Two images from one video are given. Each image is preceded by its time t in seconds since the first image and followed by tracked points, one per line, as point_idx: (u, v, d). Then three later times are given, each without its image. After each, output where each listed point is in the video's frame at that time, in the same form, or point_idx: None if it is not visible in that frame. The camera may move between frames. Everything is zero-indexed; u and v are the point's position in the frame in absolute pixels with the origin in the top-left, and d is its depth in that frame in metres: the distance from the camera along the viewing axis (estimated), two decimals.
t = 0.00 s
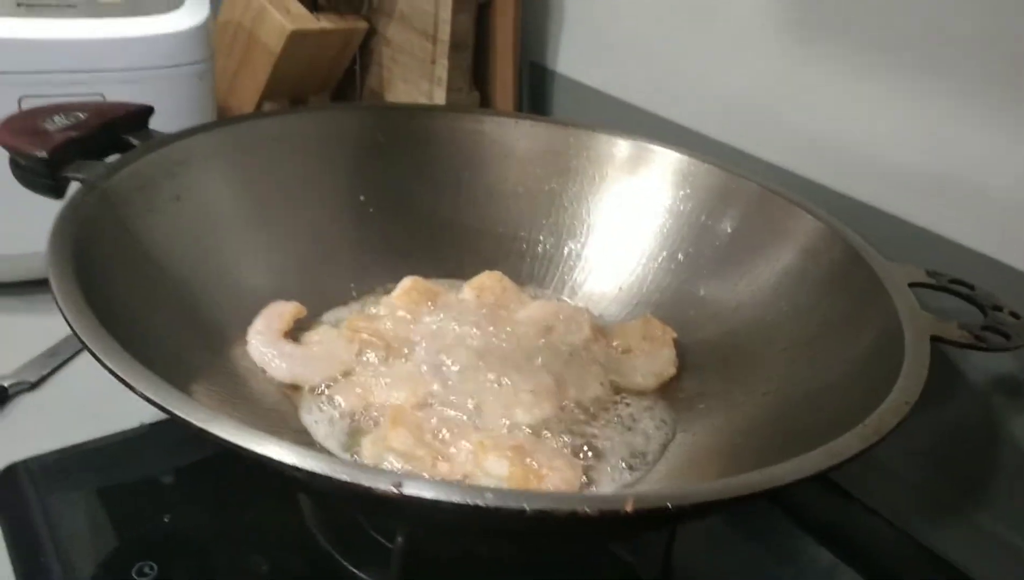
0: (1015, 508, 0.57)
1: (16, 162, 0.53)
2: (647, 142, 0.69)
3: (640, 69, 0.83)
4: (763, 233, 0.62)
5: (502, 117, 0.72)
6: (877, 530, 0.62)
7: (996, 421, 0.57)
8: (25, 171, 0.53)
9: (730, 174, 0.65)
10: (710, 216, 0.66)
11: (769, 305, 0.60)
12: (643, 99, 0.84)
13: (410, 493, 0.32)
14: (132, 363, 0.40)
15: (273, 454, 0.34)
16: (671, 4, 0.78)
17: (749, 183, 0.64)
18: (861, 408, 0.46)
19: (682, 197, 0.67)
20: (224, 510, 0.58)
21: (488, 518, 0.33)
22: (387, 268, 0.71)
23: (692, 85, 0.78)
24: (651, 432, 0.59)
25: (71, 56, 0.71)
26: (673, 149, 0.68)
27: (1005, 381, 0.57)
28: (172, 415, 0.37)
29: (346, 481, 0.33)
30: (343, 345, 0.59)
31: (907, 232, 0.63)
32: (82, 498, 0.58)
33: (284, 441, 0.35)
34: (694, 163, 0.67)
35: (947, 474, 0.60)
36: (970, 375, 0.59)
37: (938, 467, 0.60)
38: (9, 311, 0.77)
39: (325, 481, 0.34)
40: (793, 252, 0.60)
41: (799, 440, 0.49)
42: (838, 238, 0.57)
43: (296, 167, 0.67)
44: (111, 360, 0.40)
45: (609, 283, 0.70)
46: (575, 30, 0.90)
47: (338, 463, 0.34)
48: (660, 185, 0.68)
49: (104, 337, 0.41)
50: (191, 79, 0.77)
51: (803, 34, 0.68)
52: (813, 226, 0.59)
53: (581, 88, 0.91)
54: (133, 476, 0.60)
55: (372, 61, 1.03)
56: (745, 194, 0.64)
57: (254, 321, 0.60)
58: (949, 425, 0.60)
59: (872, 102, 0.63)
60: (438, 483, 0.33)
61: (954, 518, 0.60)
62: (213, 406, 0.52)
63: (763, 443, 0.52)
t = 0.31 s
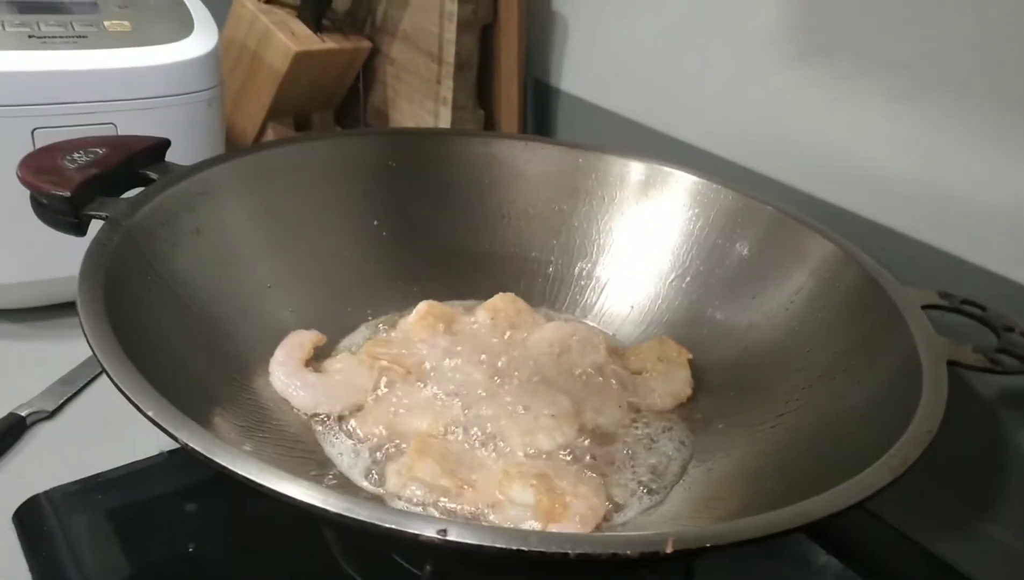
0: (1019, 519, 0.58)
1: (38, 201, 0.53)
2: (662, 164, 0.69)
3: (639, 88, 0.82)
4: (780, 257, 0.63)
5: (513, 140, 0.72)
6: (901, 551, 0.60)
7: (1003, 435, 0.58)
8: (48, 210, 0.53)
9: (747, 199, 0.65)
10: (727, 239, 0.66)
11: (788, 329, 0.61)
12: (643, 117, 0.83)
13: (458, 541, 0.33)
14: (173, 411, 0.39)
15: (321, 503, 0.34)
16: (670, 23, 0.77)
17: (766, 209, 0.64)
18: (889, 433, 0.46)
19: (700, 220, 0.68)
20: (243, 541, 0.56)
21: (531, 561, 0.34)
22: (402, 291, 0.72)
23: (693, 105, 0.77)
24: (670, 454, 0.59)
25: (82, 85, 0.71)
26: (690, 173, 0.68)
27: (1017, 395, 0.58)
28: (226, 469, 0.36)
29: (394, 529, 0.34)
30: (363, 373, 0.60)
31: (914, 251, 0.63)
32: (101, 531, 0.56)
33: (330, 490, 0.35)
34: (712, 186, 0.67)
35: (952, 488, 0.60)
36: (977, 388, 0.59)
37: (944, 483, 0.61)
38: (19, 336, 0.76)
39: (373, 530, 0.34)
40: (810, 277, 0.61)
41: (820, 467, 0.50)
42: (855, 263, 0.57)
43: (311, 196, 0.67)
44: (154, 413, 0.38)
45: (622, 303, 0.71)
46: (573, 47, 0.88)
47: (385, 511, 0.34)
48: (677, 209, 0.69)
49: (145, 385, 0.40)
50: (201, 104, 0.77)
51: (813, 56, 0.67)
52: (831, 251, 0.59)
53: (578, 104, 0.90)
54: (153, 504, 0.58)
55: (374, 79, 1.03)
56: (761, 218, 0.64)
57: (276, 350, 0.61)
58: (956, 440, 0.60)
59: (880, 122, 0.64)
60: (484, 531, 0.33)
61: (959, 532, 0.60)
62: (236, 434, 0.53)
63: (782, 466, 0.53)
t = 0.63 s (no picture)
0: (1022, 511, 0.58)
1: (38, 210, 0.53)
2: (665, 160, 0.69)
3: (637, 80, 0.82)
4: (784, 253, 0.63)
5: (513, 138, 0.72)
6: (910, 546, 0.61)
7: (1007, 427, 0.58)
8: (48, 219, 0.53)
9: (750, 195, 0.65)
10: (731, 235, 0.66)
11: (793, 325, 0.61)
12: (643, 111, 0.82)
13: (472, 552, 0.33)
14: (182, 423, 0.39)
15: (334, 517, 0.34)
16: (668, 17, 0.77)
17: (770, 204, 0.63)
18: (899, 430, 0.46)
19: (704, 215, 0.67)
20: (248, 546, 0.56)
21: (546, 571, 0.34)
22: (404, 292, 0.72)
23: (693, 98, 0.77)
24: (677, 452, 0.59)
25: (78, 89, 0.70)
26: (694, 169, 0.68)
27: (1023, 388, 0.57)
28: (236, 484, 0.36)
29: (407, 542, 0.34)
30: (368, 376, 0.60)
31: (918, 242, 0.63)
32: (107, 539, 0.55)
33: (342, 502, 0.35)
34: (715, 181, 0.67)
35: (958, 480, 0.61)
36: (981, 381, 0.59)
37: (950, 475, 0.61)
38: (22, 342, 0.76)
39: (386, 543, 0.34)
40: (815, 273, 0.61)
41: (828, 465, 0.50)
42: (860, 259, 0.57)
43: (312, 198, 0.67)
44: (163, 427, 0.38)
45: (625, 300, 0.71)
46: (570, 40, 0.88)
47: (397, 523, 0.34)
48: (681, 205, 0.69)
49: (152, 398, 0.40)
50: (198, 106, 0.77)
51: (814, 49, 0.66)
52: (836, 248, 0.59)
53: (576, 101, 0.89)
54: (160, 511, 0.58)
55: (371, 75, 1.02)
56: (765, 215, 0.64)
57: (281, 356, 0.61)
58: (964, 433, 0.60)
59: (880, 114, 0.63)
60: (498, 541, 0.34)
61: (965, 525, 0.60)
62: (241, 442, 0.52)
63: (789, 464, 0.53)
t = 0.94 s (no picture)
0: None
1: (43, 186, 0.53)
2: (674, 135, 0.68)
3: (646, 53, 0.81)
4: (793, 230, 0.62)
5: (520, 112, 0.71)
6: (916, 526, 0.60)
7: (1015, 406, 0.57)
8: (53, 195, 0.53)
9: (760, 171, 0.64)
10: (740, 211, 0.65)
11: (801, 303, 0.61)
12: (652, 84, 0.81)
13: (475, 533, 0.33)
14: (187, 403, 0.39)
15: (338, 498, 0.35)
16: None
17: (780, 180, 0.63)
18: (905, 410, 0.46)
19: (713, 191, 0.67)
20: (254, 520, 0.56)
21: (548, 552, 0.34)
22: (410, 268, 0.71)
23: (703, 71, 0.76)
24: (683, 430, 0.59)
25: (82, 63, 0.70)
26: (703, 143, 0.67)
27: None
28: (240, 464, 0.36)
29: (410, 522, 0.34)
30: (374, 353, 0.60)
31: (929, 218, 0.62)
32: (116, 514, 0.56)
33: (346, 482, 0.35)
34: (725, 157, 0.66)
35: (965, 459, 0.60)
36: (990, 359, 0.58)
37: (956, 454, 0.61)
38: (31, 317, 0.76)
39: (389, 523, 0.34)
40: (824, 250, 0.60)
41: (833, 444, 0.50)
42: (869, 237, 0.57)
43: (317, 173, 0.67)
44: (168, 407, 0.38)
45: (632, 277, 0.71)
46: (579, 11, 0.86)
47: (401, 503, 0.34)
48: (689, 181, 0.68)
49: (156, 377, 0.40)
50: (203, 79, 0.76)
51: (827, 22, 0.65)
52: (845, 225, 0.59)
53: (584, 74, 0.88)
54: (167, 485, 0.58)
55: (377, 47, 1.01)
56: (775, 190, 0.63)
57: (287, 332, 0.61)
58: (971, 412, 0.60)
59: (892, 89, 0.62)
60: (500, 522, 0.34)
61: (972, 504, 0.60)
62: (247, 419, 0.53)
63: (794, 443, 0.53)
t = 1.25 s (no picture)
0: (1003, 503, 0.58)
1: (21, 193, 0.53)
2: (657, 149, 0.69)
3: (631, 67, 0.81)
4: (774, 245, 0.63)
5: (505, 124, 0.71)
6: (891, 537, 0.61)
7: (991, 423, 0.58)
8: (32, 202, 0.52)
9: (741, 186, 0.65)
10: (721, 225, 0.66)
11: (781, 318, 0.61)
12: (636, 97, 0.82)
13: (450, 548, 0.33)
14: (162, 414, 0.38)
15: (313, 512, 0.34)
16: (663, 4, 0.76)
17: (761, 195, 0.63)
18: (882, 426, 0.46)
19: (695, 205, 0.67)
20: (231, 531, 0.56)
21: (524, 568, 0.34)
22: (392, 278, 0.71)
23: (687, 85, 0.76)
24: (663, 444, 0.60)
25: (65, 69, 0.69)
26: (686, 158, 0.67)
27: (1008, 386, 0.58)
28: (215, 477, 0.36)
29: (385, 537, 0.33)
30: (355, 364, 0.60)
31: (908, 234, 0.63)
32: (91, 524, 0.55)
33: (322, 496, 0.35)
34: (707, 171, 0.66)
35: (941, 473, 0.61)
36: (967, 375, 0.59)
37: (932, 468, 0.61)
38: (8, 324, 0.76)
39: (364, 538, 0.34)
40: (804, 265, 0.61)
41: (811, 459, 0.50)
42: (849, 253, 0.57)
43: (300, 182, 0.67)
44: (143, 418, 0.38)
45: (614, 290, 0.71)
46: (565, 24, 0.87)
47: (376, 518, 0.34)
48: (672, 195, 0.68)
49: (131, 388, 0.40)
50: (187, 86, 0.76)
51: (809, 39, 0.66)
52: (825, 241, 0.59)
53: (569, 87, 0.89)
54: (144, 496, 0.58)
55: (364, 57, 1.01)
56: (756, 205, 0.64)
57: (267, 343, 0.61)
58: (948, 428, 0.60)
59: (873, 107, 0.63)
60: (476, 537, 0.33)
61: (949, 520, 0.60)
62: (224, 430, 0.52)
63: (773, 458, 0.53)
